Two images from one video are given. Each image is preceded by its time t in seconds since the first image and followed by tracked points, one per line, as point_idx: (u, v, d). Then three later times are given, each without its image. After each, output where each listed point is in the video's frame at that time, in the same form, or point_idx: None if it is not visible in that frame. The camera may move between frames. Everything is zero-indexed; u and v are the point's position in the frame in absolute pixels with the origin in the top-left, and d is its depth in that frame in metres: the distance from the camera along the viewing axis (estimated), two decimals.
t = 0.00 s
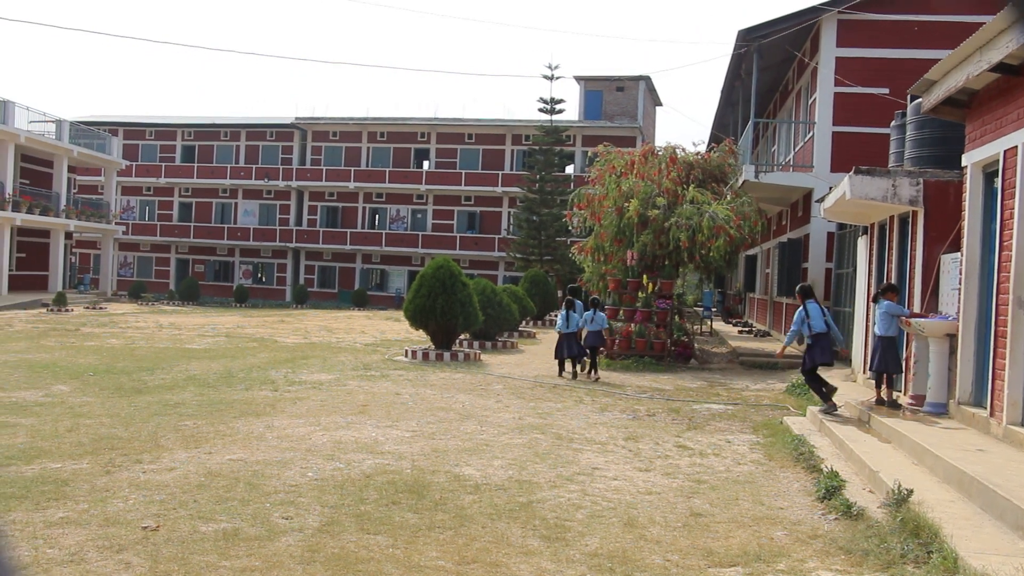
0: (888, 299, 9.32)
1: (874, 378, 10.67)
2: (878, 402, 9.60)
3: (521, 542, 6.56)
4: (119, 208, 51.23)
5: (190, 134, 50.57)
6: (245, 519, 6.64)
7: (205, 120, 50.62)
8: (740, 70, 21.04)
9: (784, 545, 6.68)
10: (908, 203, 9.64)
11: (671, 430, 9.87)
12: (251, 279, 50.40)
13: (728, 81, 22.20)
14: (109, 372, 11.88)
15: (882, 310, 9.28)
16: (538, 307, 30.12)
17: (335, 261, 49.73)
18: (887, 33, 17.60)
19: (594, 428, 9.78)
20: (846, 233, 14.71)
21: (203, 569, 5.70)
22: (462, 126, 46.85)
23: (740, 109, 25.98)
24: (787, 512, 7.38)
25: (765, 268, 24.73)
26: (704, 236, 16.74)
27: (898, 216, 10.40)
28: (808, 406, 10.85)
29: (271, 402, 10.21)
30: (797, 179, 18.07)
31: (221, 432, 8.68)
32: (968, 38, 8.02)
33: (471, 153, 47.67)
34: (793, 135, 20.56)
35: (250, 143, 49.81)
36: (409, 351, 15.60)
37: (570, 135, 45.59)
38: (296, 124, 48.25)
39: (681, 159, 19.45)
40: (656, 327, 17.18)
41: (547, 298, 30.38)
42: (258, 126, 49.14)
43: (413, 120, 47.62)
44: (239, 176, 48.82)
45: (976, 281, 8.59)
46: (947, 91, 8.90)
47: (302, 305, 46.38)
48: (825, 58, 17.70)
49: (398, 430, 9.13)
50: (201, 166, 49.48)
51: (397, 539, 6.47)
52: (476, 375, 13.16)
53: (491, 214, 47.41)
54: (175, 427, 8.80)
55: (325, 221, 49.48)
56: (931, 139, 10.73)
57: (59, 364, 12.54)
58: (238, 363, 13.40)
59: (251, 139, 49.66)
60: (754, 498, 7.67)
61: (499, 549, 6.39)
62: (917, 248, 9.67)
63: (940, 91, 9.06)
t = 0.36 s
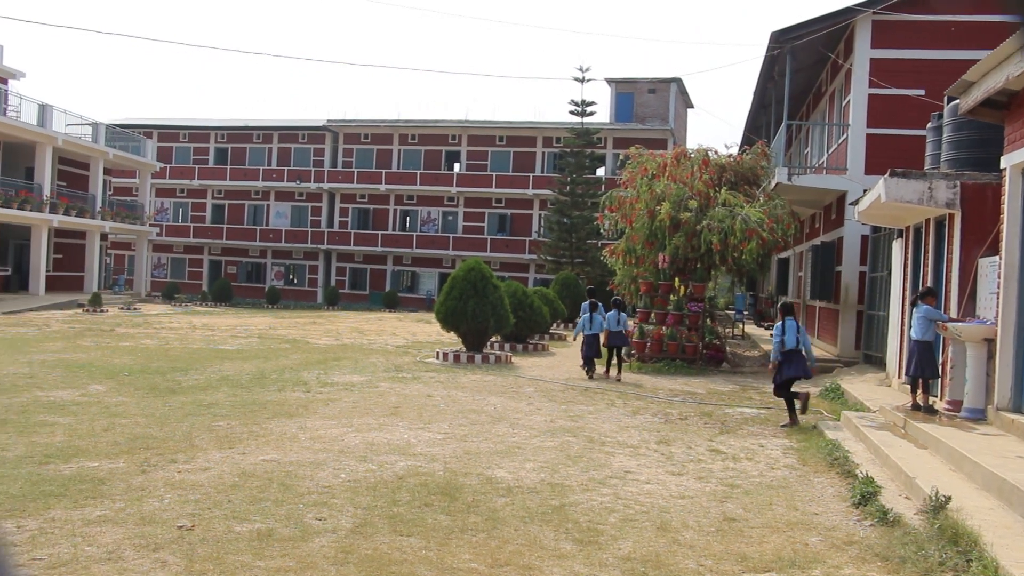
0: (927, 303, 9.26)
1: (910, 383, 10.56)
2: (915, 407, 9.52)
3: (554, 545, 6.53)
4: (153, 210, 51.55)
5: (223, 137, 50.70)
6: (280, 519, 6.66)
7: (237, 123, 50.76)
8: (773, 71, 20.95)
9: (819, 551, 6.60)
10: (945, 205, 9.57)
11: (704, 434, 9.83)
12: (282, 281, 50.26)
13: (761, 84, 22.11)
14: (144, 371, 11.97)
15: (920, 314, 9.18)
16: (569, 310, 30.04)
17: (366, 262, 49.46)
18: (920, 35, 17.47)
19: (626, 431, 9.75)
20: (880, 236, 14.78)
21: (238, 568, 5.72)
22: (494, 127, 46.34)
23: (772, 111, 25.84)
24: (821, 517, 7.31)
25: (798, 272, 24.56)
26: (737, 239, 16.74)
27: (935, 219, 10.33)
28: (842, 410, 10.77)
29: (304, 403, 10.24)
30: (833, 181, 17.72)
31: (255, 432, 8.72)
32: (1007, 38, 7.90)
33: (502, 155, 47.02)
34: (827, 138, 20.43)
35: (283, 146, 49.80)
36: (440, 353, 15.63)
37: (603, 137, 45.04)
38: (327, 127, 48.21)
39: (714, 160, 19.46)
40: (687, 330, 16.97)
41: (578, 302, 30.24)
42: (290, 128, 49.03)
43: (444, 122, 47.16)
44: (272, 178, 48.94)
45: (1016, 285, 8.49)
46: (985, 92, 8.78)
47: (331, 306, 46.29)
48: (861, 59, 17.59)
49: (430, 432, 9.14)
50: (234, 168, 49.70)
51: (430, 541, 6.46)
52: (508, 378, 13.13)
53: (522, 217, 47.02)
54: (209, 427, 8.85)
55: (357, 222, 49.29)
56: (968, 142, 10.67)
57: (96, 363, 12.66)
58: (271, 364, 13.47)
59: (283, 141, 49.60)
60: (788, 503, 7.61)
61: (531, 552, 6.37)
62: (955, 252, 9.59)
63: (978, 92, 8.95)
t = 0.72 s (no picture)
0: (968, 308, 9.13)
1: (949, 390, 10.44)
2: (954, 414, 9.42)
3: (589, 550, 6.50)
4: (190, 215, 52.01)
5: (258, 141, 50.98)
6: (316, 522, 6.69)
7: (272, 128, 50.97)
8: (808, 75, 20.83)
9: (857, 558, 6.51)
10: (984, 210, 9.47)
11: (739, 440, 9.77)
12: (316, 286, 50.42)
13: (796, 87, 21.96)
14: (181, 375, 12.10)
15: (961, 320, 9.08)
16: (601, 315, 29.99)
17: (400, 267, 49.44)
18: (956, 37, 17.30)
19: (660, 437, 9.71)
20: (918, 240, 14.74)
21: (274, 571, 5.75)
22: (526, 132, 46.25)
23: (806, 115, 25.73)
24: (858, 525, 7.22)
25: (833, 277, 24.35)
26: (772, 243, 16.60)
27: (974, 223, 10.21)
28: (880, 417, 10.67)
29: (338, 407, 10.30)
30: (869, 185, 17.70)
31: (290, 436, 8.78)
32: None
33: (535, 160, 46.89)
34: (862, 141, 20.24)
35: (317, 151, 50.12)
36: (474, 357, 15.68)
37: (635, 142, 44.82)
38: (361, 132, 48.42)
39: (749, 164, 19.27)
40: (722, 335, 17.02)
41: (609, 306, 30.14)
42: (325, 134, 49.42)
43: (477, 127, 47.29)
44: (305, 183, 49.22)
45: None
46: None
47: (365, 311, 46.44)
48: (898, 62, 17.38)
49: (465, 437, 9.15)
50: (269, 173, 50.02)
51: (465, 546, 6.46)
52: (541, 382, 13.12)
53: (555, 221, 46.73)
54: (245, 431, 8.93)
55: (390, 227, 49.39)
56: (1008, 145, 10.54)
57: (133, 367, 12.82)
58: (305, 368, 13.56)
59: (318, 147, 49.95)
60: (825, 510, 7.53)
61: (566, 557, 6.35)
62: (996, 258, 9.47)
63: (1018, 95, 8.83)
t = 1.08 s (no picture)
0: (1012, 311, 9.09)
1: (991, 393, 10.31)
2: (996, 418, 9.31)
3: (626, 554, 6.47)
4: (226, 220, 52.47)
5: (292, 147, 51.27)
6: (353, 525, 6.72)
7: (306, 134, 51.27)
8: (843, 75, 20.69)
9: (898, 563, 6.40)
10: None
11: (776, 443, 9.72)
12: (351, 290, 50.43)
13: (831, 88, 21.83)
14: (218, 379, 12.23)
15: (1005, 322, 9.05)
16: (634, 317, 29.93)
17: (434, 271, 49.51)
18: (996, 35, 17.07)
19: (696, 440, 9.68)
20: (957, 242, 14.63)
21: (312, 574, 5.78)
22: (560, 136, 46.16)
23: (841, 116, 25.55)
24: (899, 529, 7.11)
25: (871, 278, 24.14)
26: (808, 246, 16.39)
27: (1017, 225, 10.08)
28: (919, 420, 10.56)
29: (374, 411, 10.36)
30: (906, 185, 17.51)
31: (328, 440, 8.85)
32: None
33: (569, 163, 46.84)
34: (900, 142, 20.03)
35: (351, 156, 50.33)
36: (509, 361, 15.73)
37: (668, 144, 44.54)
38: (395, 137, 48.61)
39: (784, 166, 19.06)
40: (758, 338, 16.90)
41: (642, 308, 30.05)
42: (358, 139, 49.67)
43: (510, 130, 47.30)
44: (340, 188, 49.56)
45: None
46: None
47: (400, 314, 46.65)
48: (936, 61, 17.21)
49: (501, 440, 9.17)
50: (304, 178, 50.39)
51: (502, 549, 6.45)
52: (576, 386, 13.11)
53: (589, 224, 46.37)
54: (282, 434, 9.01)
55: (424, 232, 49.49)
56: None
57: (172, 371, 12.98)
58: (341, 372, 13.66)
59: (351, 152, 50.19)
60: (865, 515, 7.44)
61: (603, 561, 6.32)
62: None
63: None
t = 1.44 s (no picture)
0: None
1: None
2: None
3: (658, 557, 6.44)
4: (258, 223, 52.79)
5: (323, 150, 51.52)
6: (385, 526, 6.75)
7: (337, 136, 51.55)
8: (876, 74, 20.53)
9: (934, 568, 6.31)
10: None
11: (809, 445, 9.65)
12: (382, 292, 50.73)
13: (864, 87, 21.67)
14: (250, 380, 12.33)
15: None
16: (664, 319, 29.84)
17: (464, 273, 49.59)
18: None
19: (728, 442, 9.63)
20: (994, 244, 14.47)
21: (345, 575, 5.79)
22: (590, 137, 46.07)
23: (873, 115, 25.34)
24: (935, 534, 7.02)
25: (904, 279, 23.91)
26: (840, 247, 16.26)
27: None
28: (955, 423, 10.43)
29: (406, 412, 10.40)
30: (940, 185, 17.33)
31: (359, 441, 8.89)
32: None
33: (599, 164, 46.76)
34: (934, 141, 19.85)
35: (381, 158, 50.48)
36: (539, 363, 15.75)
37: (699, 145, 44.30)
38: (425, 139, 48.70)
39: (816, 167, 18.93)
40: (791, 341, 16.90)
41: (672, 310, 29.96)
42: (388, 141, 49.82)
43: (540, 132, 47.25)
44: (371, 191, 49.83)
45: None
46: None
47: (431, 317, 46.80)
48: (972, 59, 17.00)
49: (532, 442, 9.18)
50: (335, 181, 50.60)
51: (534, 551, 6.45)
52: (606, 387, 13.09)
53: (620, 225, 46.30)
54: (314, 436, 9.07)
55: (454, 233, 49.61)
56: None
57: (205, 372, 13.12)
58: (372, 373, 13.74)
59: (382, 154, 50.34)
60: (900, 519, 7.36)
61: (636, 563, 6.30)
62: None
63: None
